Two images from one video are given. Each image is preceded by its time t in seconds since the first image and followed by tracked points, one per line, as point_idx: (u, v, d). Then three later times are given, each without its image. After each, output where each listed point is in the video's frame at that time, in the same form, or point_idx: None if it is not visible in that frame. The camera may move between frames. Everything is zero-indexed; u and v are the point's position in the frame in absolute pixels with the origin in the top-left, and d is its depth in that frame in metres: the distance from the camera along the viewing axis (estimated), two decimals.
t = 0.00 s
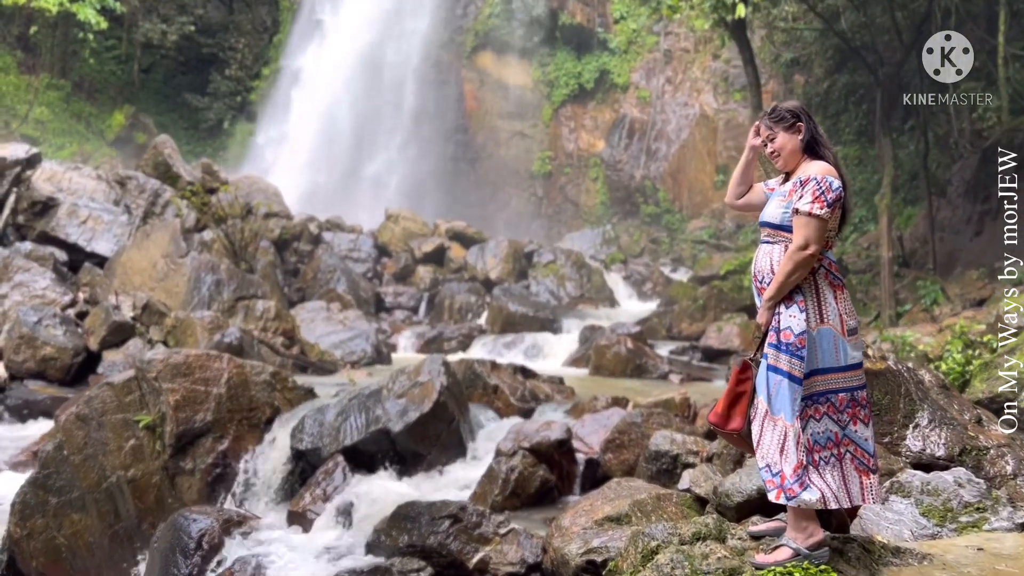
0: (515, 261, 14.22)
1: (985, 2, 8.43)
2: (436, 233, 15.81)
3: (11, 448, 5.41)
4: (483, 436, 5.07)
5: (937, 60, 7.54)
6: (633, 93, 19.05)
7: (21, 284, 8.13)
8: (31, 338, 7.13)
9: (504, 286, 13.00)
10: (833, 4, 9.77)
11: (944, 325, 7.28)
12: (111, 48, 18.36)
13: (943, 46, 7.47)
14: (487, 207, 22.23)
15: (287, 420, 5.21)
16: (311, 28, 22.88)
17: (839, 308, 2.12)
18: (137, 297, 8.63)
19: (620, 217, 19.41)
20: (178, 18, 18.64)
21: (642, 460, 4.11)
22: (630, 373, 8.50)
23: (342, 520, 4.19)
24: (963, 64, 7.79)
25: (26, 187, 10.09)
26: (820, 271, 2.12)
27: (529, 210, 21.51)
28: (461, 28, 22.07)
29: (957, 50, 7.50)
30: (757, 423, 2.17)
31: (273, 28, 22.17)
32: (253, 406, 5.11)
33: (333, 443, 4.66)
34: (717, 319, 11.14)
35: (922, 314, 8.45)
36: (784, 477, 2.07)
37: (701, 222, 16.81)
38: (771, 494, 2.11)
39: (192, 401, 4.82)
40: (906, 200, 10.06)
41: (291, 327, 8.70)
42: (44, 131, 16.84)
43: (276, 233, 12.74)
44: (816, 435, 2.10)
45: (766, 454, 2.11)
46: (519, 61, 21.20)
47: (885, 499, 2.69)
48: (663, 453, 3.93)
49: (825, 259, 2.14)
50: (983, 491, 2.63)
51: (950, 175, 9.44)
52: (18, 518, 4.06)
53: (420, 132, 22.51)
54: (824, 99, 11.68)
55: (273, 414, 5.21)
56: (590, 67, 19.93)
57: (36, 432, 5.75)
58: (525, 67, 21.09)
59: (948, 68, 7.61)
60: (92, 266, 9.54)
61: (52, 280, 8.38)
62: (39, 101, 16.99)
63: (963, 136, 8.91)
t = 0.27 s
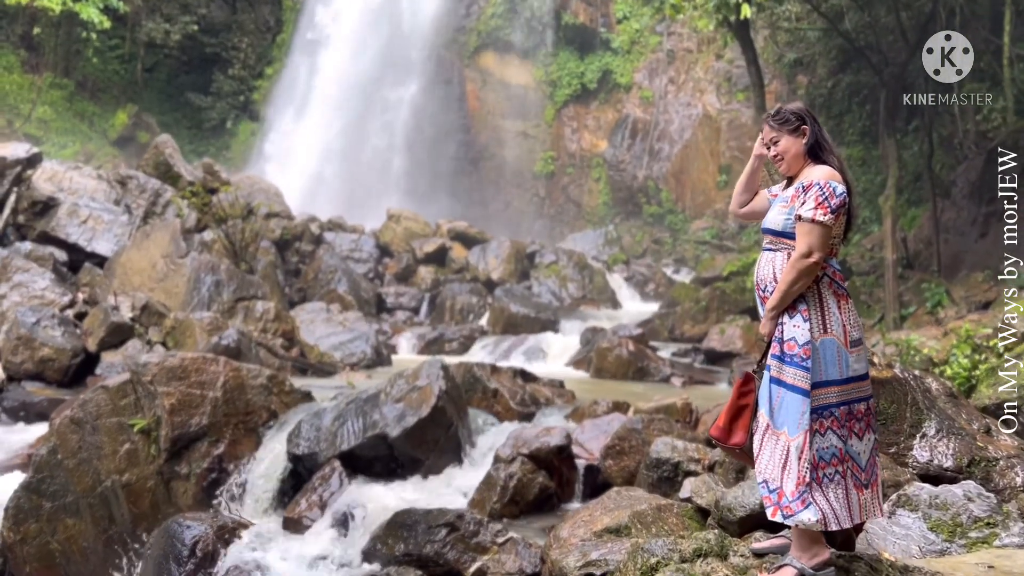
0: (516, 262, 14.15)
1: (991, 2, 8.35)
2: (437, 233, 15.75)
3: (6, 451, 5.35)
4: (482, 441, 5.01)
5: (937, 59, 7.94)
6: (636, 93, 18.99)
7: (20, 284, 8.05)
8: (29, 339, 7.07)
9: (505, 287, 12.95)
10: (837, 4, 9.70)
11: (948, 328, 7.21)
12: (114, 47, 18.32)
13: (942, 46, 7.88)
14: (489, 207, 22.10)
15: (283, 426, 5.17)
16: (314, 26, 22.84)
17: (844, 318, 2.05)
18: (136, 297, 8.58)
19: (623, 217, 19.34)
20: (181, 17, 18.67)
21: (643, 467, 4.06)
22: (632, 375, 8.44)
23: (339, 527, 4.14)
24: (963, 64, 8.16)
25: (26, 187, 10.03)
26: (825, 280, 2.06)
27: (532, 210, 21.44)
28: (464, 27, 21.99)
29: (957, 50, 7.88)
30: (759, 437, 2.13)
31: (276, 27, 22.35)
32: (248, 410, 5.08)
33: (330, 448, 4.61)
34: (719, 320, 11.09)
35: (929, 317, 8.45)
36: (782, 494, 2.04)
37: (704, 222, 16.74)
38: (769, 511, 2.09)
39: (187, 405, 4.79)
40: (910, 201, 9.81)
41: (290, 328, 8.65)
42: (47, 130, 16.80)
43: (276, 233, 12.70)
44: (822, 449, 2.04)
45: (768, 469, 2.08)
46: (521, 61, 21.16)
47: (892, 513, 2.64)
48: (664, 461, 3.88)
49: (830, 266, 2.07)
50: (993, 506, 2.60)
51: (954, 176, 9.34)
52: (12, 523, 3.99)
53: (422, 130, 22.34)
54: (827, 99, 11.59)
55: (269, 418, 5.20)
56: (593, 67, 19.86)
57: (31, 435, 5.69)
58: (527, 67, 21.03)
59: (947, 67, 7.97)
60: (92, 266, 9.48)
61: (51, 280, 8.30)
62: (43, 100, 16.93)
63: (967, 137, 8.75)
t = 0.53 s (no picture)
0: (517, 263, 14.06)
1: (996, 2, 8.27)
2: (439, 234, 15.67)
3: None
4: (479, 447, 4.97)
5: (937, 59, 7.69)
6: (639, 93, 18.91)
7: (17, 285, 7.97)
8: (26, 340, 7.02)
9: (506, 288, 12.88)
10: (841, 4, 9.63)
11: (952, 332, 7.12)
12: (117, 47, 18.32)
13: (943, 46, 7.64)
14: (490, 208, 22.03)
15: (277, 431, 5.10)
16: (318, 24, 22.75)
17: (846, 328, 1.99)
18: (134, 298, 8.53)
19: (625, 218, 19.26)
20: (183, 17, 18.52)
21: (641, 475, 3.99)
22: (632, 379, 8.36)
23: (333, 535, 4.09)
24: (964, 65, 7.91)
25: (26, 187, 9.97)
26: (826, 289, 2.00)
27: (534, 211, 21.36)
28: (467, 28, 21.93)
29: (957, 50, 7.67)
30: (756, 451, 2.08)
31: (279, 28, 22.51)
32: (242, 415, 5.02)
33: (325, 453, 4.56)
34: (721, 323, 11.02)
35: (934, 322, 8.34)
36: (777, 512, 1.99)
37: (706, 224, 16.66)
38: (763, 528, 2.04)
39: (180, 409, 4.72)
40: (914, 203, 9.90)
41: (289, 330, 8.60)
42: (50, 129, 16.77)
43: (276, 234, 12.67)
44: (824, 466, 1.97)
45: (764, 486, 2.02)
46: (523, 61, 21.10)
47: (895, 528, 2.58)
48: (662, 469, 3.81)
49: (830, 275, 2.01)
50: (1000, 521, 2.52)
51: (959, 178, 9.24)
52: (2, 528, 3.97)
53: (425, 131, 22.28)
54: (831, 100, 11.50)
55: (264, 423, 5.13)
56: (595, 67, 19.80)
57: (25, 438, 5.63)
58: (530, 67, 20.97)
59: (947, 68, 7.75)
60: (90, 267, 9.43)
61: (49, 281, 8.23)
62: (45, 100, 16.88)
63: (973, 138, 8.67)
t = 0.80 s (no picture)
0: (520, 265, 13.99)
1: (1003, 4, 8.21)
2: (442, 236, 15.62)
3: None
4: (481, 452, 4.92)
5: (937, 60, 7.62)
6: (643, 95, 18.86)
7: (18, 287, 7.91)
8: (26, 342, 6.99)
9: (509, 291, 12.83)
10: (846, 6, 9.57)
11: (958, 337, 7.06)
12: (121, 48, 18.32)
13: (943, 46, 7.60)
14: (493, 210, 22.02)
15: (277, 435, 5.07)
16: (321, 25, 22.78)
17: (853, 339, 1.94)
18: (134, 300, 8.49)
19: (629, 221, 19.20)
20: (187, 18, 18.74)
21: (643, 483, 3.93)
22: (635, 383, 8.29)
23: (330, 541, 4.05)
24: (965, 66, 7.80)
25: (27, 188, 9.93)
26: (831, 298, 1.95)
27: (537, 213, 21.32)
28: (470, 30, 21.78)
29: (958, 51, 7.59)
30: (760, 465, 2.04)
31: (283, 29, 21.97)
32: (241, 419, 4.97)
33: (323, 459, 4.51)
34: (725, 327, 10.97)
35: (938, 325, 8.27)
36: (780, 529, 1.95)
37: (710, 226, 16.60)
38: (767, 545, 2.01)
39: (178, 413, 4.67)
40: (920, 205, 9.76)
41: (290, 332, 8.56)
42: (54, 130, 16.76)
43: (278, 235, 12.64)
44: (834, 481, 1.91)
45: (768, 501, 1.98)
46: (527, 63, 21.04)
47: (902, 541, 2.54)
48: (664, 477, 3.76)
49: (836, 283, 1.96)
50: (1010, 536, 2.46)
51: (965, 181, 9.15)
52: None
53: (428, 133, 22.41)
54: (835, 102, 11.42)
55: (263, 427, 5.08)
56: (599, 69, 19.75)
57: (23, 442, 5.59)
58: (534, 68, 20.94)
59: (947, 68, 7.63)
60: (92, 269, 9.40)
61: (49, 283, 8.17)
62: (49, 101, 16.86)
63: (979, 141, 8.60)
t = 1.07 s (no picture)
0: (525, 269, 13.94)
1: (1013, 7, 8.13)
2: (446, 240, 15.57)
3: None
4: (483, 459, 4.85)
5: (937, 61, 7.66)
6: (648, 99, 18.83)
7: (20, 290, 7.86)
8: (27, 346, 6.94)
9: (513, 295, 12.77)
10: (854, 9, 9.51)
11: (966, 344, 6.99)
12: (126, 50, 18.33)
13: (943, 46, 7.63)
14: (498, 213, 21.89)
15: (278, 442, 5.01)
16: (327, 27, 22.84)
17: (865, 354, 1.90)
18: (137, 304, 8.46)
19: (633, 224, 19.12)
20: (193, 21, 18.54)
21: (648, 493, 3.87)
22: (640, 389, 8.24)
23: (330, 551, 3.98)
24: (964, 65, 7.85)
25: (31, 191, 9.90)
26: (843, 312, 1.89)
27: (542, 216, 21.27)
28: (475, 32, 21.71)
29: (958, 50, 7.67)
30: (773, 484, 1.99)
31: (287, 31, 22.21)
32: (242, 426, 4.92)
33: (325, 467, 4.47)
34: (730, 332, 10.90)
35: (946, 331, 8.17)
36: (795, 554, 1.92)
37: (715, 229, 16.56)
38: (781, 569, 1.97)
39: (178, 420, 4.62)
40: (925, 210, 9.60)
41: (293, 336, 8.54)
42: (59, 132, 16.77)
43: (282, 238, 12.62)
44: (846, 502, 1.87)
45: (783, 524, 1.94)
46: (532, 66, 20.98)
47: (915, 559, 2.48)
48: (670, 488, 3.70)
49: (848, 297, 1.91)
50: None
51: (972, 186, 9.05)
52: None
53: (432, 135, 22.29)
54: (841, 106, 11.35)
55: (263, 434, 5.02)
56: (605, 72, 19.71)
57: (22, 447, 5.55)
58: (539, 71, 20.92)
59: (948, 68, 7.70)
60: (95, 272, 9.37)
61: (51, 286, 8.12)
62: (54, 103, 16.89)
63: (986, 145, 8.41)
